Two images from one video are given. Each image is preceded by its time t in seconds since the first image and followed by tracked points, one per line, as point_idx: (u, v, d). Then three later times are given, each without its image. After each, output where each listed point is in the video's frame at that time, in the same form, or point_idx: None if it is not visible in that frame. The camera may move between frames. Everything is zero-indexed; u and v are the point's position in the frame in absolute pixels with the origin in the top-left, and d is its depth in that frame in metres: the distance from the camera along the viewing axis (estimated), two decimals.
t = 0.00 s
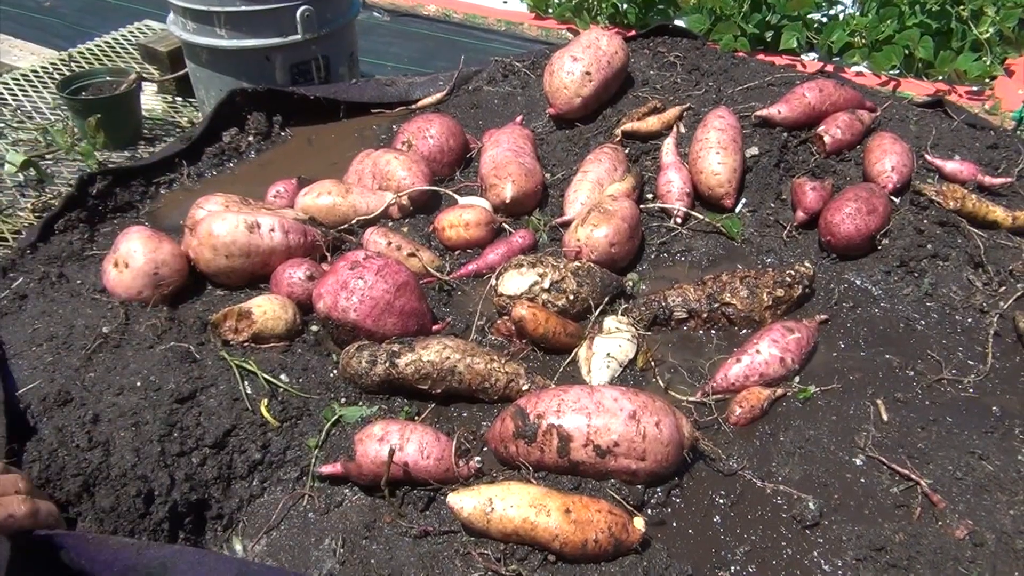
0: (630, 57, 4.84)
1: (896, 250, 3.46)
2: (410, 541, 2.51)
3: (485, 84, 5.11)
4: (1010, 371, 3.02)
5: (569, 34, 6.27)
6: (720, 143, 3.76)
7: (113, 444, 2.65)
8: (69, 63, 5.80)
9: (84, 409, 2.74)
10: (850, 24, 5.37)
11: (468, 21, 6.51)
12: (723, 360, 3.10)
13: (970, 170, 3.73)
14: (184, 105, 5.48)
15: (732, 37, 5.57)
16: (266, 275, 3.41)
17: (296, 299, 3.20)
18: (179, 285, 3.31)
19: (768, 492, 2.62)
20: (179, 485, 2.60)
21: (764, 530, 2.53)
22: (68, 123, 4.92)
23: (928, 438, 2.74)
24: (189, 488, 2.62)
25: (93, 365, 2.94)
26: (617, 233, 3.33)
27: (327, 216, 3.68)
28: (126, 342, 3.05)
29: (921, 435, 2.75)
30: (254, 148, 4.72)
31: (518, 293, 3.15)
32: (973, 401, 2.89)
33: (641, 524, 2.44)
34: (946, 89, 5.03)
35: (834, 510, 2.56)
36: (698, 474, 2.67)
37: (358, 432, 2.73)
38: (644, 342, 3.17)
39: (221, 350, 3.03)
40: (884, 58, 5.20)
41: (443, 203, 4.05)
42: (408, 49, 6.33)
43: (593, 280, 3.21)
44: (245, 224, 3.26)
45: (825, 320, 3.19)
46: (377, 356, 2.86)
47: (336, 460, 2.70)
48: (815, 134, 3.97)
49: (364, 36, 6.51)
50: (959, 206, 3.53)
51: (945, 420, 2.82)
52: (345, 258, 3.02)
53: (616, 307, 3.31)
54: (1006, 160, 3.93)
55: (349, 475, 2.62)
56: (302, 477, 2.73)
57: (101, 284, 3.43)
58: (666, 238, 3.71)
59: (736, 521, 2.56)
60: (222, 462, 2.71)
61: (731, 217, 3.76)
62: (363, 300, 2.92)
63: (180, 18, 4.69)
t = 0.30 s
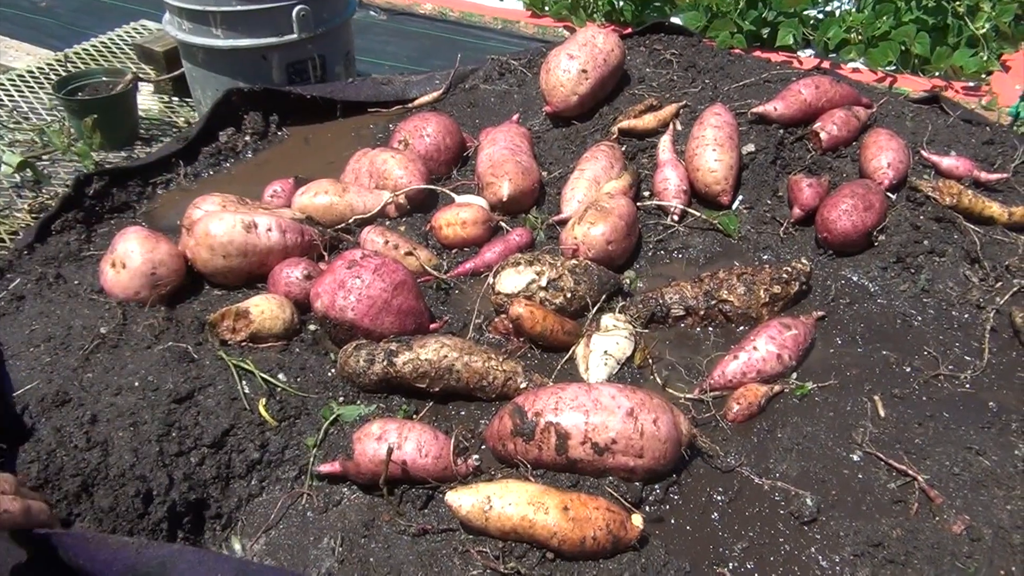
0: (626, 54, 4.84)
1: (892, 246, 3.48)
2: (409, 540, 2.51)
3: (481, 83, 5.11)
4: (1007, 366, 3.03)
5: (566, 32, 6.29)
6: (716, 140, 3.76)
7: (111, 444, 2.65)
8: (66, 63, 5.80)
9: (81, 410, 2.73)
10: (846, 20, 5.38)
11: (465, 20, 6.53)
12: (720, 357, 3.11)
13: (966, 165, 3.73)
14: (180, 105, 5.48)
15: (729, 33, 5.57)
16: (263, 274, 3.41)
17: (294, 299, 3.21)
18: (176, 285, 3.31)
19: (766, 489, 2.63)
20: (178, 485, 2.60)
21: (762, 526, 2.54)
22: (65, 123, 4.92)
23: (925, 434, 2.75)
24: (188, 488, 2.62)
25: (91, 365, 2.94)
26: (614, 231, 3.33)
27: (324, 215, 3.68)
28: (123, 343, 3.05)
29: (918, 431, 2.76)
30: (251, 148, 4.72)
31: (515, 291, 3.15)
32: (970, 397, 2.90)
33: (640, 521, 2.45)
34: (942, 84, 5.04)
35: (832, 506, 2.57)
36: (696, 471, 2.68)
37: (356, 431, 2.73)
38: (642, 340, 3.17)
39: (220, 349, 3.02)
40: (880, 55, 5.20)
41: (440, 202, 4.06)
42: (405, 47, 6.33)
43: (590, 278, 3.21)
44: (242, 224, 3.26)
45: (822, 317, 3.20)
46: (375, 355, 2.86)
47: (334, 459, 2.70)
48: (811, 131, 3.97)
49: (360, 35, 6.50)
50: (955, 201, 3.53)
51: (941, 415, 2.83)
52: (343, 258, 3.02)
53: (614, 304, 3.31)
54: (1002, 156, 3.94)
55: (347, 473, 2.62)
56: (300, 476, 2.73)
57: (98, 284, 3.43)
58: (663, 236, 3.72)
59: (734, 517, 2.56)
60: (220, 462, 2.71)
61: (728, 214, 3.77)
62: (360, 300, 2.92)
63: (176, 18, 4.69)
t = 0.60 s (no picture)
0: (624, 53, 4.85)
1: (891, 244, 3.48)
2: (410, 539, 2.51)
3: (480, 82, 5.11)
4: (1005, 363, 3.04)
5: (563, 30, 6.29)
6: (715, 139, 3.76)
7: (112, 444, 2.63)
8: (63, 63, 5.78)
9: (81, 409, 2.73)
10: (844, 18, 5.38)
11: (462, 19, 6.53)
12: (720, 355, 3.12)
13: (964, 163, 3.74)
14: (178, 105, 5.47)
15: (726, 32, 5.58)
16: (262, 274, 3.41)
17: (293, 298, 3.20)
18: (176, 285, 3.31)
19: (767, 486, 2.63)
20: (179, 484, 2.60)
21: (762, 524, 2.55)
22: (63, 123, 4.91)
23: (924, 431, 2.75)
24: (189, 487, 2.62)
25: (90, 365, 2.93)
26: (613, 230, 3.33)
27: (323, 215, 3.67)
28: (123, 343, 3.04)
29: (917, 428, 2.77)
30: (249, 147, 4.72)
31: (515, 290, 3.15)
32: (969, 394, 2.91)
33: (640, 519, 2.45)
34: (939, 82, 5.06)
35: (833, 503, 2.58)
36: (697, 469, 2.68)
37: (357, 430, 2.74)
38: (642, 338, 3.18)
39: (219, 349, 3.02)
40: (877, 52, 5.22)
41: (439, 201, 4.06)
42: (403, 46, 6.32)
43: (590, 277, 3.22)
44: (241, 223, 3.26)
45: (822, 315, 3.20)
46: (375, 354, 2.86)
47: (335, 458, 2.71)
48: (809, 129, 3.97)
49: (358, 34, 6.50)
50: (954, 199, 3.53)
51: (941, 413, 2.83)
52: (342, 257, 3.02)
53: (613, 303, 3.32)
54: (999, 153, 3.95)
55: (348, 472, 2.62)
56: (301, 476, 2.74)
57: (97, 284, 3.42)
58: (662, 234, 3.72)
59: (734, 515, 2.57)
60: (221, 462, 2.71)
61: (727, 213, 3.77)
62: (360, 299, 2.92)
63: (174, 18, 4.68)
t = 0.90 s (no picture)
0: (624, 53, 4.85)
1: (890, 245, 3.48)
2: (411, 538, 2.51)
3: (480, 81, 5.11)
4: (1005, 363, 3.05)
5: (563, 31, 6.30)
6: (715, 139, 3.77)
7: (113, 443, 2.64)
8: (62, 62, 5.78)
9: (82, 408, 2.73)
10: (842, 19, 5.39)
11: (461, 19, 6.53)
12: (720, 355, 3.12)
13: (964, 164, 3.75)
14: (177, 104, 5.47)
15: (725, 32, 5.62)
16: (263, 273, 3.41)
17: (294, 298, 3.21)
18: (177, 284, 3.32)
19: (767, 486, 2.64)
20: (179, 483, 2.61)
21: (763, 524, 2.55)
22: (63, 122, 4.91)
23: (924, 431, 2.76)
24: (190, 486, 2.62)
25: (91, 364, 2.94)
26: (613, 229, 3.34)
27: (324, 214, 3.67)
28: (124, 341, 3.05)
29: (917, 428, 2.78)
30: (249, 147, 4.72)
31: (515, 290, 3.15)
32: (969, 395, 2.91)
33: (641, 519, 2.45)
34: (938, 83, 5.07)
35: (833, 503, 2.58)
36: (697, 469, 2.69)
37: (358, 429, 2.74)
38: (642, 338, 3.18)
39: (220, 348, 3.02)
40: (876, 53, 5.23)
41: (439, 201, 4.06)
42: (402, 46, 6.32)
43: (590, 276, 3.22)
44: (242, 222, 3.26)
45: (822, 315, 3.21)
46: (376, 353, 2.86)
47: (336, 458, 2.71)
48: (809, 129, 3.98)
49: (357, 34, 6.50)
50: (954, 200, 3.54)
51: (940, 413, 2.84)
52: (343, 256, 3.02)
53: (614, 303, 3.32)
54: (999, 154, 3.96)
55: (349, 471, 2.62)
56: (302, 474, 2.74)
57: (97, 283, 3.42)
58: (662, 234, 3.73)
59: (735, 515, 2.57)
60: (222, 460, 2.71)
61: (727, 213, 3.78)
62: (361, 298, 2.92)
63: (174, 17, 4.68)
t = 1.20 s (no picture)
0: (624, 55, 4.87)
1: (890, 248, 3.49)
2: (412, 539, 2.52)
3: (480, 83, 5.12)
4: (1003, 366, 3.06)
5: (562, 32, 6.30)
6: (715, 142, 3.78)
7: (115, 443, 2.64)
8: (63, 61, 5.78)
9: (84, 408, 2.73)
10: (841, 21, 5.41)
11: (461, 19, 6.54)
12: (720, 357, 3.14)
13: (963, 167, 3.77)
14: (177, 103, 5.47)
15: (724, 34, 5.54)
16: (264, 274, 3.41)
17: (295, 298, 3.21)
18: (178, 284, 3.30)
19: (766, 488, 2.65)
20: (181, 483, 2.62)
21: (762, 526, 2.56)
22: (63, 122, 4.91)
23: (922, 434, 2.78)
24: (191, 486, 2.63)
25: (93, 363, 2.94)
26: (614, 232, 3.35)
27: (324, 215, 3.68)
28: (126, 342, 3.05)
29: (916, 430, 2.79)
30: (250, 147, 4.72)
31: (516, 291, 3.16)
32: (967, 397, 2.93)
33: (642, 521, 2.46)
34: (937, 85, 5.08)
35: (832, 505, 2.60)
36: (697, 470, 2.70)
37: (359, 431, 2.75)
38: (642, 340, 3.19)
39: (221, 349, 3.03)
40: (875, 55, 5.24)
41: (440, 202, 4.07)
42: (402, 47, 6.33)
43: (590, 278, 3.23)
44: (243, 223, 3.27)
45: (821, 317, 3.22)
46: (377, 354, 2.87)
47: (337, 458, 2.72)
48: (809, 132, 3.99)
49: (357, 34, 6.50)
50: (952, 203, 3.57)
51: (939, 416, 2.85)
52: (345, 257, 3.03)
53: (614, 304, 3.33)
54: (997, 157, 3.98)
55: (350, 472, 2.63)
56: (303, 475, 2.75)
57: (98, 283, 3.43)
58: (662, 236, 3.74)
59: (734, 516, 2.58)
60: (223, 461, 2.72)
61: (726, 215, 3.79)
62: (362, 300, 2.93)
63: (175, 17, 4.68)
